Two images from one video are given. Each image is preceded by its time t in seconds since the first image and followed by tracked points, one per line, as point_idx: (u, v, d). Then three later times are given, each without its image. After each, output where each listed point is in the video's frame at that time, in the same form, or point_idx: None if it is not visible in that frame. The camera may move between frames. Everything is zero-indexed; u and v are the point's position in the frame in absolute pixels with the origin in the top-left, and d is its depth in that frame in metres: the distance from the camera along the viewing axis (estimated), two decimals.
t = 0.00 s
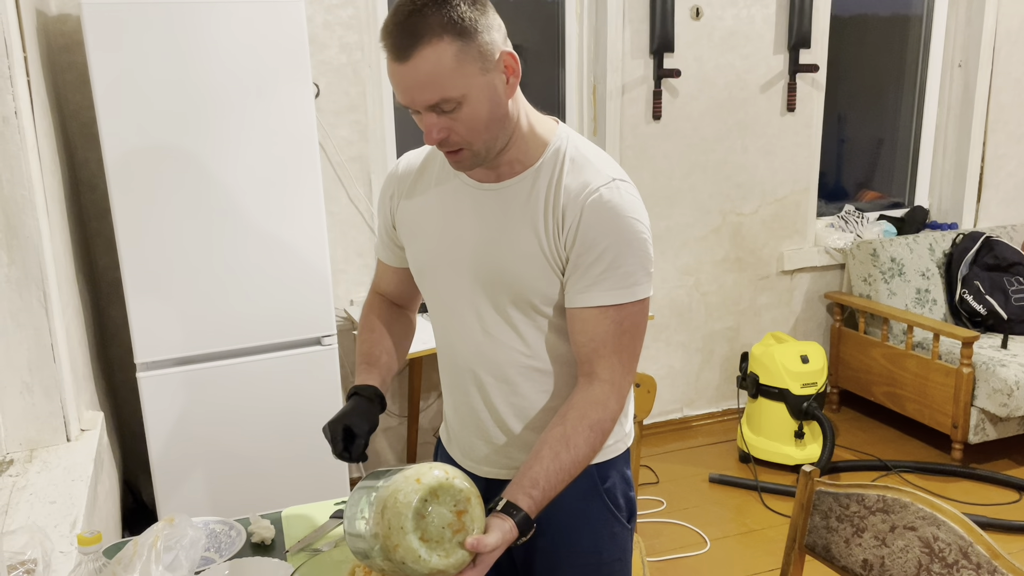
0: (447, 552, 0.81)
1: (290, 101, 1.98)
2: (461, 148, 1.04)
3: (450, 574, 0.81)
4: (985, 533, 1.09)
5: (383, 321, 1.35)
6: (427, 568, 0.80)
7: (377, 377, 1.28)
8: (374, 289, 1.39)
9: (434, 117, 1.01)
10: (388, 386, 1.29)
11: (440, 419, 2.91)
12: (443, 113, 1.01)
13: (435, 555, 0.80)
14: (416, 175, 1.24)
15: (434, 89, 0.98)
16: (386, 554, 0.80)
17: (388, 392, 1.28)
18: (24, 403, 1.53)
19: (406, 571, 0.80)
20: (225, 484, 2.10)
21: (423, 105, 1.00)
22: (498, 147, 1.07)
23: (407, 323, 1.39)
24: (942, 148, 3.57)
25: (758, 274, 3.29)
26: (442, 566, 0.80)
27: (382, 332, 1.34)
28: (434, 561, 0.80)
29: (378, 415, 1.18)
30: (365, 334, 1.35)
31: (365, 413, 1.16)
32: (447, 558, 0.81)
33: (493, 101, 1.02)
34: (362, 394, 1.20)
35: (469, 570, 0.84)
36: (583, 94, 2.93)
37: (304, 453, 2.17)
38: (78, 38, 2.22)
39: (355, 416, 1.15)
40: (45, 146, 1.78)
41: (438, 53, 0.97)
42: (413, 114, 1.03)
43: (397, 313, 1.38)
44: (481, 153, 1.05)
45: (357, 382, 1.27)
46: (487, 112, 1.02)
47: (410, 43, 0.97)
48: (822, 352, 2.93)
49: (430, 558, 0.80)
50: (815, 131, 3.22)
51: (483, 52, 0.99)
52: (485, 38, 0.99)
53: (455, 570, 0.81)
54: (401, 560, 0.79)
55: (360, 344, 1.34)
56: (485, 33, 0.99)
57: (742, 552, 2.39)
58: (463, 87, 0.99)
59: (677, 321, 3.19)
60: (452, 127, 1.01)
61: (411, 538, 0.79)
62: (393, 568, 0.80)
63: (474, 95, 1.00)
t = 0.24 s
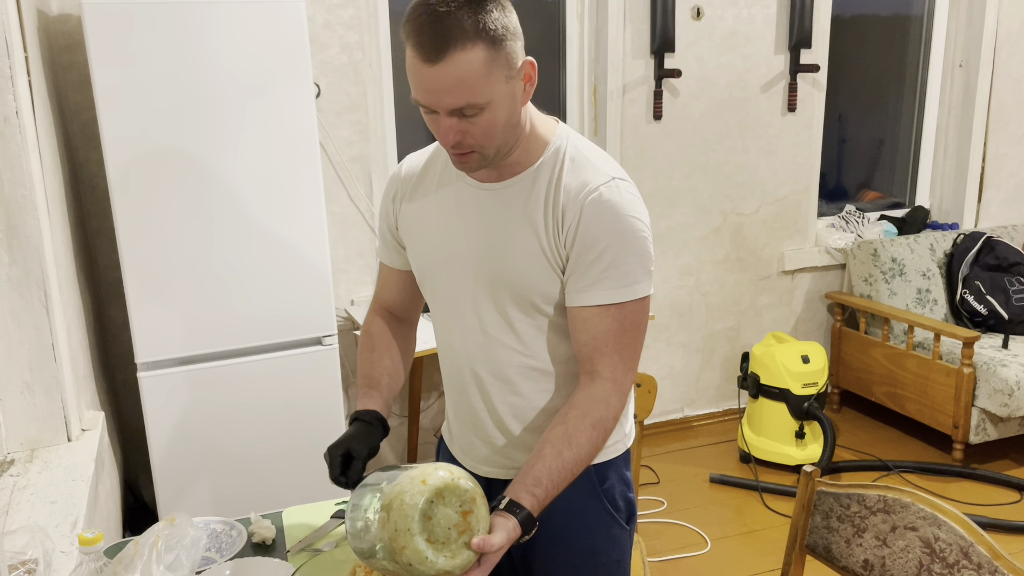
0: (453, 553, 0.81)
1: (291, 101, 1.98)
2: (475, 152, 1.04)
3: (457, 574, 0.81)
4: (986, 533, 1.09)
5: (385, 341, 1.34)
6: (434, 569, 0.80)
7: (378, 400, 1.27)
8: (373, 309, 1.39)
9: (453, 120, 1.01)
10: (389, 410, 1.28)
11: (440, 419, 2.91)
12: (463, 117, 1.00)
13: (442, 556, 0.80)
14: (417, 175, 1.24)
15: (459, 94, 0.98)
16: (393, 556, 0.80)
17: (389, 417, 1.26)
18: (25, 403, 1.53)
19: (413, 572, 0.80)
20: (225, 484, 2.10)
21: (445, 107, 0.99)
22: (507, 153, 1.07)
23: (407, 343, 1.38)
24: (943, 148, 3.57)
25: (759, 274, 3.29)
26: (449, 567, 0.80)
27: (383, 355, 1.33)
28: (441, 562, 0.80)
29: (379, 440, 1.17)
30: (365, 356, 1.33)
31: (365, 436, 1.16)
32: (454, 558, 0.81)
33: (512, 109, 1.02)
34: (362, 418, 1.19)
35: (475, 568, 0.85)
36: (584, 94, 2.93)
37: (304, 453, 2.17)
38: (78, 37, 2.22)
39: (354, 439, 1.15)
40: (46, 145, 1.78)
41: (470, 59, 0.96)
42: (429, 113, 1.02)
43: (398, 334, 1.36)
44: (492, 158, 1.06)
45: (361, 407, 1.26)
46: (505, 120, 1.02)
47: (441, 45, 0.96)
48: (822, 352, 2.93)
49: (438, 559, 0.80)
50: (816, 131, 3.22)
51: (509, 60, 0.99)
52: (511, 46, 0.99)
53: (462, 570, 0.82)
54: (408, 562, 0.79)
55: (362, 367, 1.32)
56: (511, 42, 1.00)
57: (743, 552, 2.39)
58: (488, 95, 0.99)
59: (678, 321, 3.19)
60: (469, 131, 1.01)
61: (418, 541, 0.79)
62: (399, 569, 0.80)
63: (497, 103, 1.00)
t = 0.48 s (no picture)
0: (458, 547, 0.81)
1: (293, 101, 1.98)
2: (492, 152, 1.04)
3: (462, 569, 0.81)
4: (987, 534, 1.09)
5: (377, 322, 1.34)
6: (439, 563, 0.79)
7: (369, 378, 1.27)
8: (369, 293, 1.39)
9: (476, 119, 1.00)
10: (379, 389, 1.28)
11: (441, 419, 2.91)
12: (487, 117, 1.00)
13: (448, 549, 0.80)
14: (421, 174, 1.24)
15: (490, 96, 0.98)
16: (398, 548, 0.79)
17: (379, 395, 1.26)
18: (27, 403, 1.53)
19: (418, 565, 0.79)
20: (226, 485, 2.10)
21: (471, 106, 0.99)
22: (519, 155, 1.08)
23: (401, 327, 1.38)
24: (944, 148, 3.57)
25: (759, 275, 3.29)
26: (454, 561, 0.80)
27: (376, 335, 1.33)
28: (446, 556, 0.80)
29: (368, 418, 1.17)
30: (358, 335, 1.33)
31: (354, 415, 1.16)
32: (459, 552, 0.81)
33: (533, 115, 1.03)
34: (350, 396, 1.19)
35: (480, 566, 0.84)
36: (585, 94, 2.93)
37: (305, 454, 2.17)
38: (79, 38, 2.22)
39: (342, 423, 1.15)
40: (47, 145, 1.78)
41: (506, 62, 0.96)
42: (451, 109, 1.01)
43: (392, 318, 1.37)
44: (505, 160, 1.07)
45: (350, 383, 1.25)
46: (526, 125, 1.03)
47: (479, 44, 0.95)
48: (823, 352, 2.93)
49: (443, 552, 0.79)
50: (817, 132, 3.22)
51: (538, 68, 1.00)
52: (540, 53, 1.00)
53: (466, 565, 0.81)
54: (412, 555, 0.79)
55: (354, 346, 1.32)
56: (542, 49, 1.01)
57: (743, 552, 2.39)
58: (516, 100, 0.99)
59: (679, 321, 3.19)
60: (489, 132, 1.01)
61: (423, 531, 0.79)
62: (404, 563, 0.80)
63: (522, 108, 1.01)
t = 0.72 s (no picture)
0: (462, 545, 0.81)
1: (293, 101, 1.98)
2: (499, 155, 1.04)
3: (463, 567, 0.80)
4: (988, 535, 1.08)
5: (374, 327, 1.34)
6: (443, 559, 0.79)
7: (364, 386, 1.26)
8: (367, 296, 1.39)
9: (486, 122, 1.00)
10: (375, 396, 1.28)
11: (442, 419, 2.91)
12: (497, 121, 1.00)
13: (452, 546, 0.80)
14: (422, 175, 1.23)
15: (504, 101, 0.97)
16: (403, 541, 0.79)
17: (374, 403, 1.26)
18: (27, 403, 1.53)
19: (421, 560, 0.78)
20: (227, 485, 2.10)
21: (483, 110, 0.99)
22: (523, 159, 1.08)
23: (398, 330, 1.37)
24: (944, 148, 3.57)
25: (760, 275, 3.29)
26: (457, 558, 0.80)
27: (372, 341, 1.33)
28: (450, 552, 0.79)
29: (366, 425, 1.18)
30: (354, 342, 1.33)
31: (351, 422, 1.16)
32: (462, 550, 0.80)
33: (542, 120, 1.04)
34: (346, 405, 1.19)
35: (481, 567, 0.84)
36: (586, 94, 2.93)
37: (305, 454, 2.17)
38: (80, 38, 2.22)
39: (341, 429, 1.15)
40: (47, 145, 1.78)
41: (523, 68, 0.96)
42: (462, 111, 1.00)
43: (388, 324, 1.36)
44: (511, 163, 1.07)
45: (345, 391, 1.26)
46: (535, 131, 1.04)
47: (498, 48, 0.95)
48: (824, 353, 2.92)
49: (447, 548, 0.79)
50: (818, 132, 3.22)
51: (551, 74, 1.01)
52: (553, 61, 1.01)
53: (468, 564, 0.81)
54: (416, 549, 0.78)
55: (350, 351, 1.32)
56: (555, 57, 1.01)
57: (744, 552, 2.39)
58: (528, 106, 1.00)
59: (679, 321, 3.19)
60: (498, 135, 1.01)
61: (430, 526, 0.78)
62: (406, 556, 0.79)
63: (533, 114, 1.01)
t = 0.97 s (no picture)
0: (466, 542, 0.80)
1: (294, 101, 1.98)
2: (498, 155, 1.04)
3: (467, 565, 0.80)
4: (989, 535, 1.08)
5: (369, 321, 1.34)
6: (447, 555, 0.79)
7: (354, 379, 1.26)
8: (364, 292, 1.39)
9: (485, 122, 1.00)
10: (364, 391, 1.27)
11: (442, 419, 2.91)
12: (497, 121, 1.00)
13: (456, 542, 0.80)
14: (422, 175, 1.23)
15: (503, 102, 0.98)
16: (408, 536, 0.79)
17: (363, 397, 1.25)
18: (27, 403, 1.53)
19: (426, 555, 0.78)
20: (227, 485, 2.10)
21: (482, 111, 0.99)
22: (522, 158, 1.08)
23: (393, 327, 1.37)
24: (945, 148, 3.57)
25: (761, 275, 3.29)
26: (461, 555, 0.79)
27: (365, 335, 1.32)
28: (454, 548, 0.79)
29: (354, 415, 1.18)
30: (348, 334, 1.33)
31: (339, 413, 1.16)
32: (467, 548, 0.80)
33: (540, 120, 1.04)
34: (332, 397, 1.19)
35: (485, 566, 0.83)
36: (586, 94, 2.93)
37: (306, 454, 2.17)
38: (80, 38, 2.22)
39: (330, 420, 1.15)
40: (47, 145, 1.78)
41: (521, 68, 0.97)
42: (460, 111, 1.00)
43: (384, 320, 1.36)
44: (509, 162, 1.07)
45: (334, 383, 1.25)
46: (533, 130, 1.04)
47: (496, 48, 0.95)
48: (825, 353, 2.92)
49: (452, 544, 0.79)
50: (818, 132, 3.21)
51: (549, 74, 1.01)
52: (550, 60, 1.01)
53: (472, 561, 0.81)
54: (421, 544, 0.78)
55: (343, 343, 1.32)
56: (552, 56, 1.01)
57: (745, 552, 2.39)
58: (527, 106, 1.00)
59: (680, 321, 3.19)
60: (498, 135, 1.01)
61: (435, 521, 0.78)
62: (411, 552, 0.79)
63: (531, 114, 1.01)
